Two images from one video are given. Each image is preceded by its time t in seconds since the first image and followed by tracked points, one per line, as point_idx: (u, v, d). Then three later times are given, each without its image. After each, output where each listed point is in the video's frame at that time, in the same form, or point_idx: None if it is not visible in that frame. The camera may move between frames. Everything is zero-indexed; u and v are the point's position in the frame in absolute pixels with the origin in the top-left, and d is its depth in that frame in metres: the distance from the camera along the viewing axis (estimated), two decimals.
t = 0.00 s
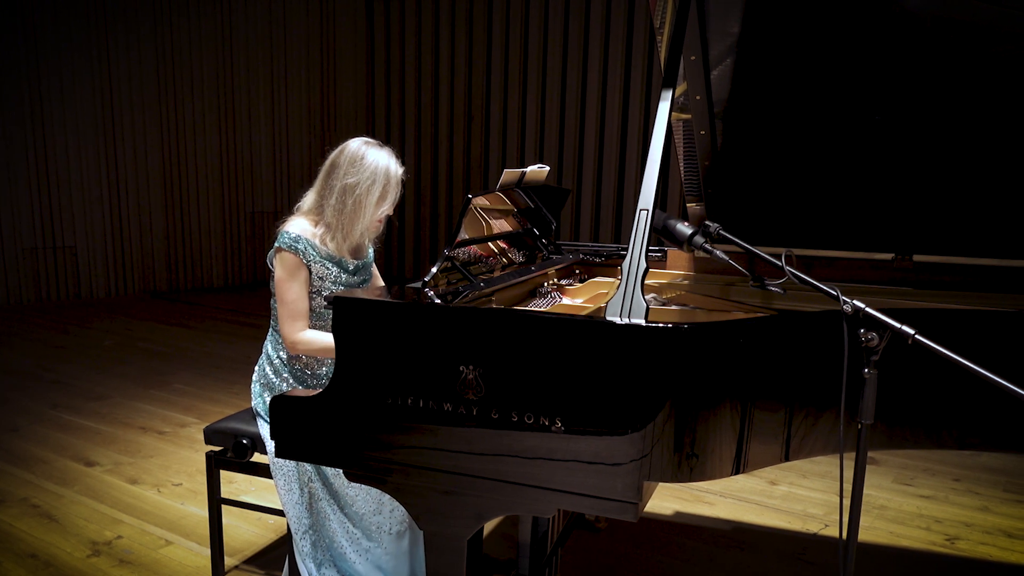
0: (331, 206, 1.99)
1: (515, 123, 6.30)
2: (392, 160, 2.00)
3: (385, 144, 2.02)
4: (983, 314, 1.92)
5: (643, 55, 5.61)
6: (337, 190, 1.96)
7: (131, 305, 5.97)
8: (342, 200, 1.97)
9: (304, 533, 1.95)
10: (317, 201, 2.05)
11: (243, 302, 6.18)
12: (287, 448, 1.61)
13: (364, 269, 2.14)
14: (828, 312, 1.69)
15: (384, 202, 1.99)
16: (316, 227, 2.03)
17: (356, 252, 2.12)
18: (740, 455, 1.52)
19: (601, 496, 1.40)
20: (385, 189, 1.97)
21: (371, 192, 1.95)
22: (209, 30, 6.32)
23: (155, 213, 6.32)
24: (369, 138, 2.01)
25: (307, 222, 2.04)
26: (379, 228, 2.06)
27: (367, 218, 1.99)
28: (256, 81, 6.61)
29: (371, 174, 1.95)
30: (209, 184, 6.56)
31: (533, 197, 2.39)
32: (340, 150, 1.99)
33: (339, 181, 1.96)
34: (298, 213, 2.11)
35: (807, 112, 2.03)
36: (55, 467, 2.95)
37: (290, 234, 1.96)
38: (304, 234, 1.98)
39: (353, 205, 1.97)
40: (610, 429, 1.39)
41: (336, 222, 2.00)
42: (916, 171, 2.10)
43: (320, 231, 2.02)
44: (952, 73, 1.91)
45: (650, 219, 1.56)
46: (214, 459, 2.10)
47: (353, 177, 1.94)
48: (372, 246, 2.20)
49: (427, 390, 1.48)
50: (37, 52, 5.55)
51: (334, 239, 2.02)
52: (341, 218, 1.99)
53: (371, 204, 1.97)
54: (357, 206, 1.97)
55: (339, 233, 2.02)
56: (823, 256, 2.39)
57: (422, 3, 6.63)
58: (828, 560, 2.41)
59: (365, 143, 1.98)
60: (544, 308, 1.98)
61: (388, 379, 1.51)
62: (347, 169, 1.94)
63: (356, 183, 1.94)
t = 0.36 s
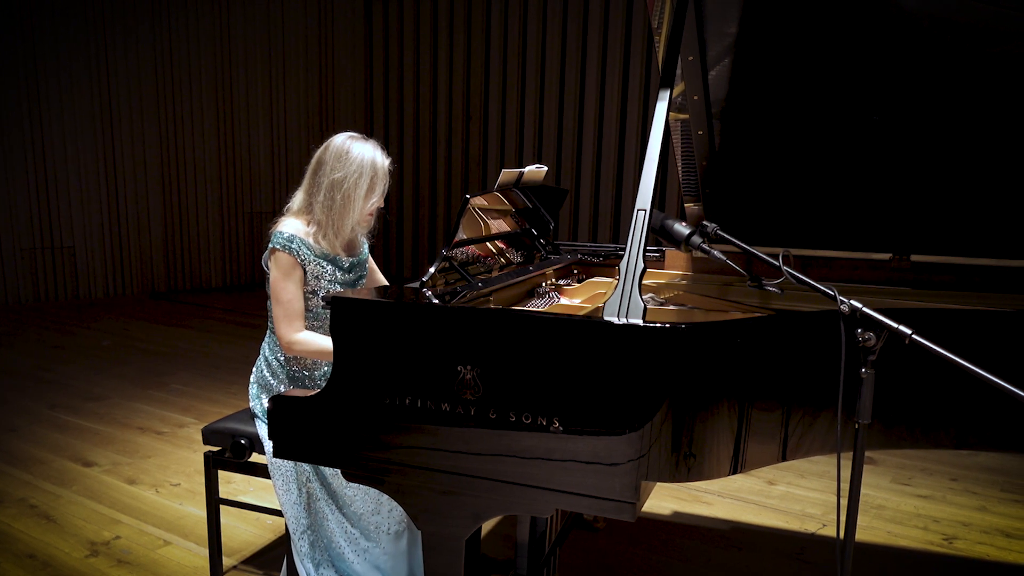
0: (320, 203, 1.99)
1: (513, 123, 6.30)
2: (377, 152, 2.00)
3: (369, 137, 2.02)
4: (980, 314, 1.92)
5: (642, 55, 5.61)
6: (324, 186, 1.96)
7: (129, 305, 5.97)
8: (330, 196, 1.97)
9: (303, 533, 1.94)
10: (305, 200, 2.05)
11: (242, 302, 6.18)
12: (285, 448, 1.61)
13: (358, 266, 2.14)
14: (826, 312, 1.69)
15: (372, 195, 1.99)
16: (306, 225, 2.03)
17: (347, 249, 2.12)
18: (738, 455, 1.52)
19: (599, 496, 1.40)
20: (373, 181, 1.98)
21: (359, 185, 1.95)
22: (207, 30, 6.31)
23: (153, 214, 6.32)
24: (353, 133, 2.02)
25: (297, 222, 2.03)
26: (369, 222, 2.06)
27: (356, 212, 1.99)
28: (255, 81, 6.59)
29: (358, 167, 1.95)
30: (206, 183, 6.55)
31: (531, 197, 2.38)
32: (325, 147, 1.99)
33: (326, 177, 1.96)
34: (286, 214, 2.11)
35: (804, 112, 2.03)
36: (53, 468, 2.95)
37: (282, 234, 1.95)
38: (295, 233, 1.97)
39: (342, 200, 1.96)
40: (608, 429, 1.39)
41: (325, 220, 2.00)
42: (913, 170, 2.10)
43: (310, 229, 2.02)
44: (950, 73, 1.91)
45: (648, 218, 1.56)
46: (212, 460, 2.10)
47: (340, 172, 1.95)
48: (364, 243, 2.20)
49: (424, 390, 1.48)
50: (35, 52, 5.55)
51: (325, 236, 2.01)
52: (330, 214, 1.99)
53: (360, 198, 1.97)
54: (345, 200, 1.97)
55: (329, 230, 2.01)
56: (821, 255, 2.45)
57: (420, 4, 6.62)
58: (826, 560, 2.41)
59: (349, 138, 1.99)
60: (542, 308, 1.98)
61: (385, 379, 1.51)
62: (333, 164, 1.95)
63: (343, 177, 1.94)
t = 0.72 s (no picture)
0: (305, 201, 2.00)
1: (512, 123, 6.30)
2: (362, 149, 2.01)
3: (355, 135, 2.03)
4: (977, 314, 1.93)
5: (640, 54, 5.60)
6: (308, 184, 1.97)
7: (128, 306, 5.96)
8: (314, 194, 1.98)
9: (301, 533, 1.93)
10: (292, 199, 2.06)
11: (241, 303, 6.18)
12: (282, 448, 1.61)
13: (350, 266, 2.14)
14: (824, 312, 1.69)
15: (356, 192, 1.99)
16: (292, 224, 2.03)
17: (335, 248, 2.12)
18: (736, 455, 1.52)
19: (597, 496, 1.40)
20: (357, 179, 1.98)
21: (342, 182, 1.96)
22: (204, 31, 6.30)
23: (152, 214, 6.32)
24: (339, 131, 2.03)
25: (284, 221, 2.04)
26: (355, 220, 2.06)
27: (340, 209, 1.99)
28: (253, 80, 6.58)
29: (341, 165, 1.96)
30: (204, 183, 6.55)
31: (529, 197, 2.37)
32: (311, 145, 2.01)
33: (310, 175, 1.97)
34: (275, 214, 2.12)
35: (802, 112, 2.03)
36: (51, 468, 2.95)
37: (268, 233, 1.96)
38: (281, 232, 1.98)
39: (326, 198, 1.97)
40: (606, 429, 1.39)
41: (310, 218, 2.00)
42: (910, 170, 2.11)
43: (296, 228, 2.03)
44: (947, 73, 1.91)
45: (646, 218, 1.56)
46: (210, 460, 2.09)
47: (324, 170, 1.95)
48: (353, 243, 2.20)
49: (422, 391, 1.48)
50: (33, 53, 5.54)
51: (311, 235, 2.02)
52: (315, 212, 1.99)
53: (343, 195, 1.97)
54: (329, 198, 1.97)
55: (315, 228, 2.01)
56: (817, 255, 2.40)
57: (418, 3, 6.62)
58: (824, 559, 2.42)
59: (334, 135, 2.00)
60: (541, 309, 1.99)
61: (383, 380, 1.51)
62: (317, 162, 1.96)
63: (327, 174, 1.95)
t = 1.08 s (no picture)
0: (288, 199, 2.01)
1: (510, 123, 6.30)
2: (345, 146, 1.99)
3: (340, 131, 2.02)
4: (974, 314, 1.93)
5: (638, 54, 5.59)
6: (291, 181, 1.98)
7: (127, 306, 5.96)
8: (296, 191, 1.98)
9: (299, 533, 1.94)
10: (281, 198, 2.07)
11: (239, 303, 6.18)
12: (281, 448, 1.61)
13: (340, 266, 2.14)
14: (820, 313, 1.70)
15: (337, 189, 1.97)
16: (279, 223, 2.05)
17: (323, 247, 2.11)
18: (733, 454, 1.52)
19: (595, 496, 1.40)
20: (337, 175, 1.96)
21: (322, 178, 1.95)
22: (203, 30, 6.30)
23: (150, 214, 6.31)
24: (326, 128, 2.03)
25: (272, 220, 2.06)
26: (341, 218, 2.04)
27: (321, 206, 1.98)
28: (251, 80, 6.58)
29: (321, 161, 1.95)
30: (203, 183, 6.55)
31: (527, 198, 2.37)
32: (297, 143, 2.02)
33: (292, 172, 1.98)
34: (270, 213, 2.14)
35: (799, 112, 2.03)
36: (49, 468, 2.95)
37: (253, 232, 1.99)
38: (266, 231, 2.00)
39: (306, 195, 1.97)
40: (604, 429, 1.39)
41: (294, 216, 2.01)
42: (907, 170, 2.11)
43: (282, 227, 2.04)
44: (944, 73, 1.91)
45: (643, 218, 1.56)
46: (208, 460, 2.09)
47: (304, 166, 1.96)
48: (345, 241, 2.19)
49: (419, 391, 1.48)
50: (31, 53, 5.54)
51: (295, 233, 2.02)
52: (298, 209, 2.00)
53: (323, 192, 1.96)
54: (310, 194, 1.97)
55: (298, 226, 2.02)
56: (814, 255, 2.41)
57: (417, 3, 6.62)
58: (821, 559, 2.42)
59: (319, 132, 2.00)
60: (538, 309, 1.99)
61: (381, 380, 1.51)
62: (299, 159, 1.96)
63: (307, 171, 1.95)
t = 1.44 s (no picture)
0: (282, 198, 2.00)
1: (508, 123, 6.30)
2: (336, 141, 1.99)
3: (329, 127, 2.02)
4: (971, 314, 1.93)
5: (636, 54, 5.60)
6: (284, 180, 1.97)
7: (125, 306, 5.95)
8: (290, 190, 1.97)
9: (297, 533, 1.94)
10: (272, 199, 2.06)
11: (237, 303, 6.18)
12: (278, 448, 1.61)
13: (334, 264, 2.14)
14: (818, 312, 1.70)
15: (331, 184, 1.97)
16: (273, 224, 2.03)
17: (318, 245, 2.11)
18: (731, 454, 1.53)
19: (593, 496, 1.40)
20: (331, 170, 1.96)
21: (317, 175, 1.95)
22: (201, 31, 6.30)
23: (148, 214, 6.31)
24: (314, 126, 2.02)
25: (265, 223, 2.05)
26: (335, 214, 2.04)
27: (317, 202, 1.97)
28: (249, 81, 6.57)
29: (315, 157, 1.95)
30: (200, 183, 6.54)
31: (526, 198, 2.35)
32: (286, 142, 2.01)
33: (286, 171, 1.97)
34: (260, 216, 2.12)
35: (796, 112, 2.03)
36: (47, 469, 2.94)
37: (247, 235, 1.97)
38: (262, 234, 1.99)
39: (301, 192, 1.96)
40: (602, 428, 1.39)
41: (289, 214, 2.00)
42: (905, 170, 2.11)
43: (276, 227, 2.03)
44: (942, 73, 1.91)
45: (641, 219, 1.57)
46: (207, 461, 2.08)
47: (297, 164, 1.95)
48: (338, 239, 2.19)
49: (417, 390, 1.48)
50: (30, 54, 5.54)
51: (290, 232, 2.01)
52: (293, 208, 1.99)
53: (318, 188, 1.96)
54: (305, 192, 1.96)
55: (293, 225, 2.01)
56: (812, 255, 2.39)
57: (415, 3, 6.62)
58: (820, 559, 2.42)
59: (308, 130, 2.00)
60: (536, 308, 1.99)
61: (379, 379, 1.51)
62: (292, 157, 1.95)
63: (301, 169, 1.94)
